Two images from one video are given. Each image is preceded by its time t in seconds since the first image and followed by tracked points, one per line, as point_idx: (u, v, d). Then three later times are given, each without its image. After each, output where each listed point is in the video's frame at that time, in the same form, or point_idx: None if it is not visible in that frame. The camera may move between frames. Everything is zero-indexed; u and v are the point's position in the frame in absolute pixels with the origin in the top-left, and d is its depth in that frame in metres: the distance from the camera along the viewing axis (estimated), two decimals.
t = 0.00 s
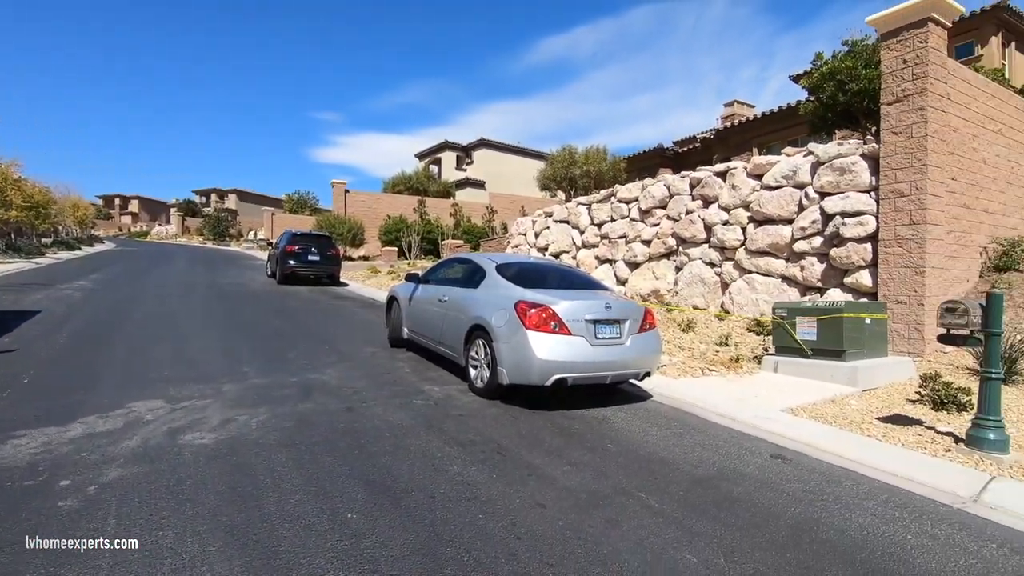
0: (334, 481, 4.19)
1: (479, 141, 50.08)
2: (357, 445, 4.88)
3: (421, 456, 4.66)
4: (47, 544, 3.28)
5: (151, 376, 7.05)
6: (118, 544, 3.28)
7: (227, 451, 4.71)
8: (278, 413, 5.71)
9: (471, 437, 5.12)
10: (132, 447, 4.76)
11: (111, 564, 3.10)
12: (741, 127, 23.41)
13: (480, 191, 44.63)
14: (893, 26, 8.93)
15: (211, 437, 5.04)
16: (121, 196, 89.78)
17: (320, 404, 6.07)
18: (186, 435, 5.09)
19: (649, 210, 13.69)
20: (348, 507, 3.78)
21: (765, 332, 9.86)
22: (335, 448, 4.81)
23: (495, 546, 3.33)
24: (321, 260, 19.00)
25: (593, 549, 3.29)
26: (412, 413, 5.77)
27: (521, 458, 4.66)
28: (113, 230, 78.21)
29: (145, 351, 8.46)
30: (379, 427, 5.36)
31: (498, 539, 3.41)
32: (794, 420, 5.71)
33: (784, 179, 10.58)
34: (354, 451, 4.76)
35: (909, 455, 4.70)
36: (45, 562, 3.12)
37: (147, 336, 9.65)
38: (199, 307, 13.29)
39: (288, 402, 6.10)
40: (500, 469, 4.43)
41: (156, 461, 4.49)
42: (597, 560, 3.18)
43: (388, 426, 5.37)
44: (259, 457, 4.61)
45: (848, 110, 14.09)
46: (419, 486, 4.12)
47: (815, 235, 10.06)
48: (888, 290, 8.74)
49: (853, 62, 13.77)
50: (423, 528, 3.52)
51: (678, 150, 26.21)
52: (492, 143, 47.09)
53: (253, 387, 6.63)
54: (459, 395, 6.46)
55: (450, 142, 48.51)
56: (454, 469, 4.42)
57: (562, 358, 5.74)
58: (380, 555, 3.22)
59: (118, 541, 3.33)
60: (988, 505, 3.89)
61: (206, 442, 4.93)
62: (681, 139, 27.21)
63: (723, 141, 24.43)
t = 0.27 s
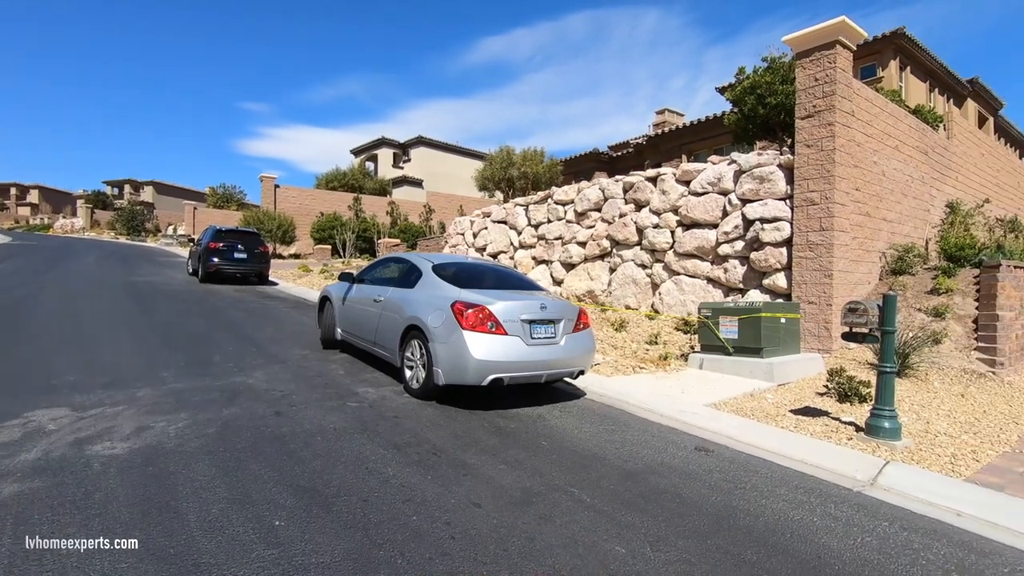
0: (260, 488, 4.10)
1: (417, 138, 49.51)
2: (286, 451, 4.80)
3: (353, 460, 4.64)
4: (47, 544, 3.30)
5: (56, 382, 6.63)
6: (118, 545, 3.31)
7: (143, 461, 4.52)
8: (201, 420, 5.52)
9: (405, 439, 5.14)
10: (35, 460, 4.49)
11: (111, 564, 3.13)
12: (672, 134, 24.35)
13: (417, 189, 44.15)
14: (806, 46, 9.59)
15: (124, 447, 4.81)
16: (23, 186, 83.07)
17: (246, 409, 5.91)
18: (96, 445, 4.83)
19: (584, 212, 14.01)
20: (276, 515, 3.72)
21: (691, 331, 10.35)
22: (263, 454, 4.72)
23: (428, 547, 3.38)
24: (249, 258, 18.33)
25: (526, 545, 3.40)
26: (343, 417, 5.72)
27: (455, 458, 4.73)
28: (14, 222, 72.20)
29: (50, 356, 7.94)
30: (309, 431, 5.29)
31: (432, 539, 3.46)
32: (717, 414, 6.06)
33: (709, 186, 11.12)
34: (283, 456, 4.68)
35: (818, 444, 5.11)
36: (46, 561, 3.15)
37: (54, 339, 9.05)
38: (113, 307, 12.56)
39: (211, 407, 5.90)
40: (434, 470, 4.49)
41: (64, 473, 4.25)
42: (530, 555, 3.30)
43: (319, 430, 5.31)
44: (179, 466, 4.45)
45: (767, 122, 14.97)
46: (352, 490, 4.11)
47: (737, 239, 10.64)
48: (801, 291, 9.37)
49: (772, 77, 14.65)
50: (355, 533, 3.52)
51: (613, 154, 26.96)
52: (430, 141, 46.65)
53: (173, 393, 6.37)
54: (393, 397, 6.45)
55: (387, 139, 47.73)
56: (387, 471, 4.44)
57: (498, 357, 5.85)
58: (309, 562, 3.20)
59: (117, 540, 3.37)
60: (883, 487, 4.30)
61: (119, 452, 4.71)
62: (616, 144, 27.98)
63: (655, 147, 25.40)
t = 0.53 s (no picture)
0: (180, 499, 3.93)
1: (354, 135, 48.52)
2: (210, 458, 4.63)
3: (282, 466, 4.54)
4: (47, 544, 3.30)
5: None
6: (117, 545, 3.32)
7: (48, 474, 4.24)
8: (115, 428, 5.23)
9: (338, 443, 5.07)
10: None
11: (111, 564, 3.15)
12: (611, 138, 24.92)
13: (355, 186, 43.29)
14: (731, 60, 10.09)
15: (25, 459, 4.50)
16: None
17: (165, 415, 5.65)
18: None
19: (523, 213, 14.17)
20: (197, 526, 3.58)
21: (626, 330, 10.67)
22: (184, 462, 4.53)
23: (362, 551, 3.36)
24: (170, 256, 17.47)
25: (460, 544, 3.45)
26: (273, 421, 5.57)
27: (390, 461, 4.71)
28: None
29: None
30: (235, 437, 5.12)
31: (364, 544, 3.43)
32: (648, 410, 6.30)
33: (643, 190, 11.49)
34: (207, 464, 4.52)
35: (740, 436, 5.42)
36: (46, 560, 3.16)
37: None
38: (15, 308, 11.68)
39: (127, 415, 5.61)
40: (368, 473, 4.45)
41: None
42: (465, 553, 3.34)
43: (246, 436, 5.15)
44: (90, 477, 4.20)
45: (697, 130, 15.62)
46: (281, 497, 4.02)
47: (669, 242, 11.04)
48: (727, 292, 9.84)
49: (701, 87, 15.31)
50: (283, 540, 3.44)
51: (552, 156, 27.36)
52: (368, 137, 45.85)
53: (84, 400, 6.00)
54: (327, 400, 6.34)
55: (323, 134, 46.54)
56: (319, 476, 4.37)
57: (435, 357, 5.86)
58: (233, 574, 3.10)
59: (117, 541, 3.38)
60: (796, 475, 4.61)
61: (20, 464, 4.40)
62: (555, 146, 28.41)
63: (593, 150, 25.89)
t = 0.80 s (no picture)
0: (91, 512, 3.68)
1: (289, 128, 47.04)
2: (126, 468, 4.39)
3: (206, 474, 4.36)
4: (47, 544, 3.28)
5: None
6: (118, 545, 3.31)
7: None
8: (16, 439, 4.87)
9: (267, 448, 4.94)
10: None
11: (108, 564, 3.13)
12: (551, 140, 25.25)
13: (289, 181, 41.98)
14: (665, 69, 10.47)
15: None
16: None
17: (75, 424, 5.32)
18: None
19: (464, 213, 14.18)
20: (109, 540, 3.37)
21: (565, 329, 10.88)
22: (97, 473, 4.27)
23: (292, 558, 3.28)
24: (80, 253, 16.41)
25: (395, 547, 3.44)
26: (197, 428, 5.35)
27: (322, 465, 4.63)
28: None
29: None
30: (154, 445, 4.88)
31: (294, 552, 3.35)
32: (584, 408, 6.45)
33: (582, 193, 11.73)
34: (122, 474, 4.28)
35: (671, 430, 5.65)
36: (47, 560, 3.14)
37: None
38: None
39: (31, 425, 5.23)
40: (299, 478, 4.35)
41: None
42: (400, 556, 3.34)
43: (167, 444, 4.92)
44: None
45: (632, 135, 16.07)
46: (204, 507, 3.84)
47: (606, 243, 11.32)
48: (661, 292, 10.19)
49: (636, 94, 15.76)
50: (206, 552, 3.31)
51: (494, 156, 27.46)
52: (304, 131, 44.56)
53: None
54: (256, 404, 6.15)
55: (255, 127, 44.88)
56: (247, 484, 4.22)
57: (372, 358, 5.81)
58: None
59: (117, 540, 3.37)
60: (721, 466, 4.86)
61: None
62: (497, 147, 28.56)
63: (533, 151, 26.15)
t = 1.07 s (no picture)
0: None
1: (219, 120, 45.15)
2: (30, 480, 4.07)
3: (123, 484, 4.11)
4: (47, 544, 3.24)
5: None
6: (118, 545, 3.29)
7: None
8: None
9: (191, 455, 4.72)
10: None
11: (108, 564, 3.11)
12: (494, 141, 25.37)
13: (219, 176, 40.29)
14: (604, 75, 10.73)
15: None
16: None
17: None
18: None
19: (405, 212, 14.04)
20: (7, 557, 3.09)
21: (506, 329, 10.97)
22: None
23: (216, 569, 3.14)
24: None
25: (328, 552, 3.36)
26: (113, 436, 5.05)
27: (251, 472, 4.47)
28: None
29: None
30: (64, 455, 4.57)
31: (219, 562, 3.20)
32: (524, 407, 6.55)
33: (523, 194, 11.86)
34: (26, 486, 3.97)
35: (607, 427, 5.82)
36: (49, 559, 3.10)
37: None
38: None
39: None
40: (225, 486, 4.17)
41: None
42: (333, 561, 3.27)
43: (78, 454, 4.61)
44: None
45: (573, 138, 16.35)
46: (117, 520, 3.58)
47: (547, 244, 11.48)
48: (600, 293, 10.43)
49: (577, 98, 16.06)
50: (120, 566, 3.09)
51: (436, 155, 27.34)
52: (235, 124, 42.87)
53: None
54: (179, 411, 5.88)
55: (182, 117, 42.81)
56: (167, 493, 3.99)
57: (306, 360, 5.69)
58: None
59: (117, 541, 3.35)
60: (653, 460, 5.05)
61: None
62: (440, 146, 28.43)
63: (475, 152, 26.19)
